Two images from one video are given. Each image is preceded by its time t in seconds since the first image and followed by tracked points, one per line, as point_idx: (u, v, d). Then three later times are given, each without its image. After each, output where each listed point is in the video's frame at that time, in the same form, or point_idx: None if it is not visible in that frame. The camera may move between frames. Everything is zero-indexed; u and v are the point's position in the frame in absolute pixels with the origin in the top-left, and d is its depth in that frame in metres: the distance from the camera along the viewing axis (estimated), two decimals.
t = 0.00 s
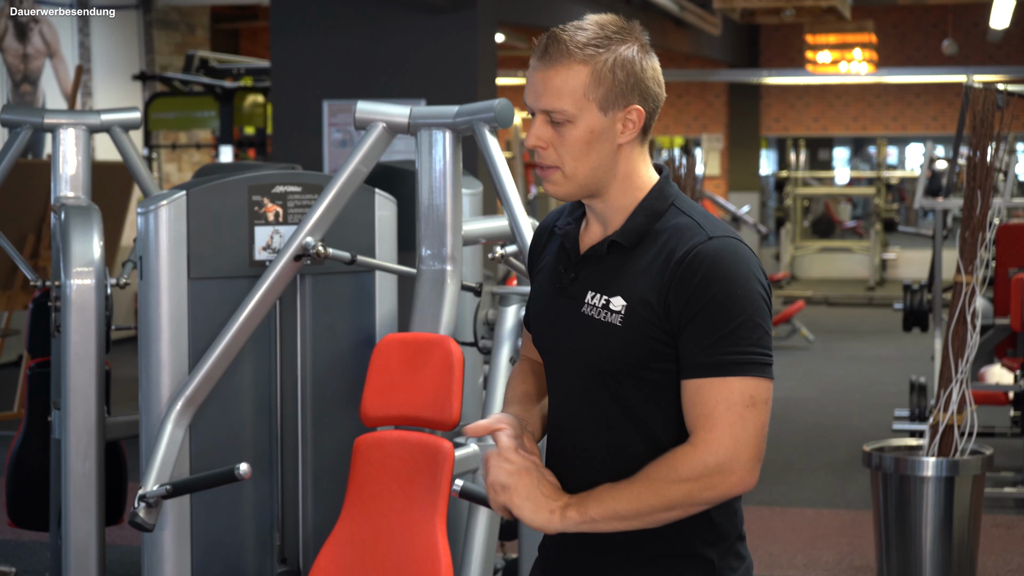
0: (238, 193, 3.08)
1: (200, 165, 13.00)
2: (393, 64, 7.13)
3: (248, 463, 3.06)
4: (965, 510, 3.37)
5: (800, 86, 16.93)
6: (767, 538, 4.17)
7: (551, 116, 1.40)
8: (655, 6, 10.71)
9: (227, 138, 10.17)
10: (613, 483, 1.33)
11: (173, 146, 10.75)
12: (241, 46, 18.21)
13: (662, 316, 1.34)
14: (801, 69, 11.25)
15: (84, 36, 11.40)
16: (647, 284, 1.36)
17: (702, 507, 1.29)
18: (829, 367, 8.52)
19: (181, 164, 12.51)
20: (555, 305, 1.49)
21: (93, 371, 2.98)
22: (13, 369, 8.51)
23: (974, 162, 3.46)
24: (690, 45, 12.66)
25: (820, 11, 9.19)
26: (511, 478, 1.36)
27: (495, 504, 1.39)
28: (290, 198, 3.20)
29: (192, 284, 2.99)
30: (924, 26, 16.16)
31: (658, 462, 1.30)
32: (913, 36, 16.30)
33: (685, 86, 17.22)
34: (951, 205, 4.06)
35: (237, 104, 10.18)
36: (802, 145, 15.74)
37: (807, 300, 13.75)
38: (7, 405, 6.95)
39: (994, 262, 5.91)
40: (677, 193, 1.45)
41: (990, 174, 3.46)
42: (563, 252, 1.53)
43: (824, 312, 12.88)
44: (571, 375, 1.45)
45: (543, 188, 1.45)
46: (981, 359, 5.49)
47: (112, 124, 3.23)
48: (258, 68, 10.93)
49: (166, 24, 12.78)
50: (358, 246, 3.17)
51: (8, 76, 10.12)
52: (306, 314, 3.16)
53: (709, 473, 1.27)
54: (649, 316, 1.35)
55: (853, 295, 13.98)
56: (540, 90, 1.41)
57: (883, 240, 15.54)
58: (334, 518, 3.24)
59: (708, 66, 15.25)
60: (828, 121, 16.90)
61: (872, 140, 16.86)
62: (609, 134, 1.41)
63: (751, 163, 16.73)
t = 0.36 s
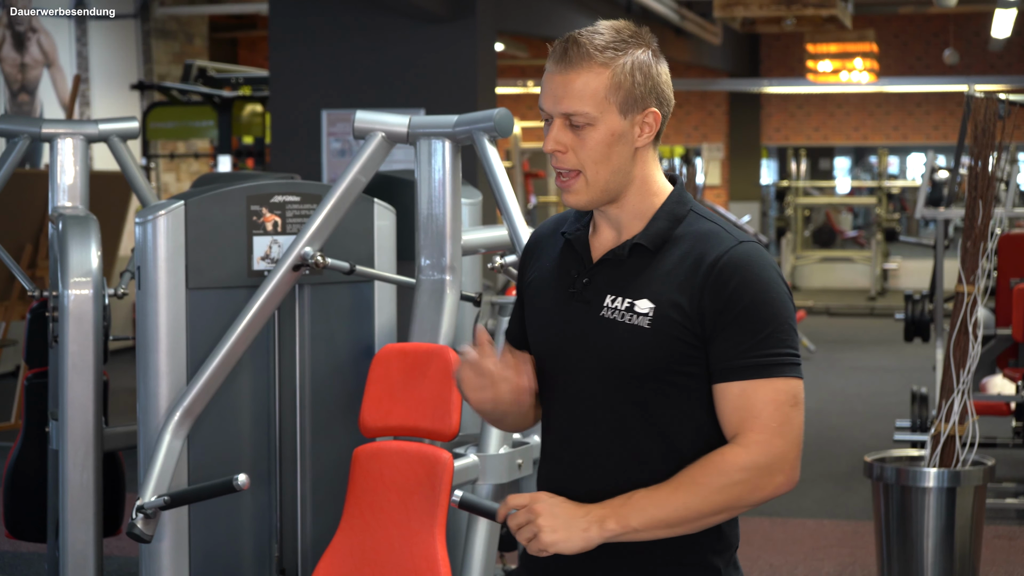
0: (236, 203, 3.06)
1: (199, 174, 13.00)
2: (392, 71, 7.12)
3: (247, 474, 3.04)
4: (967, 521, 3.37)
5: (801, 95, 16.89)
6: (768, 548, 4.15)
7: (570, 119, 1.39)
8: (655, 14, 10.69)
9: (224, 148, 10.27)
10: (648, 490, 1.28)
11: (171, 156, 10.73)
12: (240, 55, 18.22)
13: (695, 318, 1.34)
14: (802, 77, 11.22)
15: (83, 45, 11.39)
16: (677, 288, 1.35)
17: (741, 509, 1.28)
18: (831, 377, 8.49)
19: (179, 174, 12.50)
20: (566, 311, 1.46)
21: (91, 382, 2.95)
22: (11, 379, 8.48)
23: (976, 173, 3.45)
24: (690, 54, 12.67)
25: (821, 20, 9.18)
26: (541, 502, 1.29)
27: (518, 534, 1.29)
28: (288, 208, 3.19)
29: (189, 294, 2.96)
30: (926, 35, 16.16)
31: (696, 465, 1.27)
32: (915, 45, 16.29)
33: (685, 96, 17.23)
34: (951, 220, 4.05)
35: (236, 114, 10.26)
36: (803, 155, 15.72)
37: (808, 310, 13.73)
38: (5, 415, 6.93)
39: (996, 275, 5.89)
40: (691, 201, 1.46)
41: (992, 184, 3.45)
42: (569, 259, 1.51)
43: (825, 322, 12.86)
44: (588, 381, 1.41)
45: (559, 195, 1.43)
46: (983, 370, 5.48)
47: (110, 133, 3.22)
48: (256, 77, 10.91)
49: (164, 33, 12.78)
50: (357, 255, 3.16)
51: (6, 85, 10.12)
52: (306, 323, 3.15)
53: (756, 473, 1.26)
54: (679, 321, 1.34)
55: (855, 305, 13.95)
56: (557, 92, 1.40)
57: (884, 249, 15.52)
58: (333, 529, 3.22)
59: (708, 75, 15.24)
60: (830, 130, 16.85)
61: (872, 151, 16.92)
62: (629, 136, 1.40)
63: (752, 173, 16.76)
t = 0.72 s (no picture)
0: (234, 205, 3.06)
1: (196, 176, 12.99)
2: (392, 73, 7.11)
3: (244, 476, 3.03)
4: (965, 522, 3.37)
5: (798, 97, 16.90)
6: (765, 550, 4.15)
7: (566, 115, 1.36)
8: (653, 16, 10.70)
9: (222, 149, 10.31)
10: (667, 480, 1.29)
11: (169, 157, 10.72)
12: (238, 56, 18.24)
13: (701, 316, 1.33)
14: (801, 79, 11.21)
15: (81, 47, 11.40)
16: (680, 287, 1.34)
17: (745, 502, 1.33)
18: (829, 379, 8.48)
19: (176, 175, 12.50)
20: (551, 317, 1.37)
21: (88, 384, 2.94)
22: (8, 380, 8.47)
23: (974, 175, 3.45)
24: (688, 56, 12.70)
25: (819, 22, 9.18)
26: (570, 495, 1.25)
27: (546, 531, 1.25)
28: (286, 210, 3.18)
29: (186, 296, 2.95)
30: (923, 37, 16.17)
31: (711, 456, 1.31)
32: (913, 47, 16.29)
33: (683, 97, 17.24)
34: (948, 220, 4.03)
35: (234, 116, 10.28)
36: (800, 157, 15.73)
37: (806, 312, 13.74)
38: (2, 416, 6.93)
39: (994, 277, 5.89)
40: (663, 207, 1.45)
41: (989, 186, 3.46)
42: (545, 261, 1.41)
43: (823, 324, 12.86)
44: (581, 387, 1.34)
45: (544, 193, 1.39)
46: (981, 371, 5.49)
47: (107, 135, 3.21)
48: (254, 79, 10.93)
49: (162, 35, 12.78)
50: (354, 257, 3.15)
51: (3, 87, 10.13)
52: (304, 325, 3.14)
53: (768, 462, 1.31)
54: (686, 319, 1.32)
55: (853, 307, 13.94)
56: (556, 88, 1.37)
57: (882, 251, 15.53)
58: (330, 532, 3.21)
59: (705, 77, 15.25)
60: (828, 132, 16.83)
61: (870, 153, 16.99)
62: (621, 138, 1.39)
63: (751, 175, 16.79)
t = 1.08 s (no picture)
0: (232, 203, 3.06)
1: (195, 175, 12.98)
2: (390, 72, 7.12)
3: (243, 474, 3.02)
4: (963, 520, 3.37)
5: (797, 96, 16.90)
6: (764, 548, 4.16)
7: (523, 105, 1.44)
8: (651, 15, 10.71)
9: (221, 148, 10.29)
10: (622, 469, 1.43)
11: (168, 156, 10.71)
12: (237, 55, 18.26)
13: (645, 313, 1.47)
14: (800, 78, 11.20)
15: (79, 45, 11.39)
16: (628, 287, 1.46)
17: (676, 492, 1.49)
18: (827, 377, 8.49)
19: (175, 173, 12.50)
20: (503, 310, 1.44)
21: (86, 383, 2.93)
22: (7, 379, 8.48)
23: (972, 173, 3.46)
24: (687, 55, 12.71)
25: (817, 20, 9.18)
26: (544, 485, 1.36)
27: (521, 518, 1.35)
28: (285, 208, 3.18)
29: (186, 294, 2.95)
30: (922, 36, 16.17)
31: (655, 447, 1.46)
32: (911, 46, 16.30)
33: (681, 96, 17.23)
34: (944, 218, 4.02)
35: (232, 115, 10.24)
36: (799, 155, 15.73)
37: (804, 310, 13.75)
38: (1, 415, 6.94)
39: (993, 275, 5.89)
40: (595, 206, 1.56)
41: (987, 184, 3.46)
42: (486, 255, 1.48)
43: (821, 322, 12.86)
44: (538, 381, 1.43)
45: (499, 182, 1.45)
46: (979, 369, 5.50)
47: (106, 133, 3.20)
48: (252, 77, 10.89)
49: (161, 33, 12.77)
50: (352, 256, 3.16)
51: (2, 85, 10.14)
52: (302, 323, 3.15)
53: (700, 451, 1.49)
54: (636, 316, 1.46)
55: (851, 305, 13.94)
56: (513, 79, 1.44)
57: (881, 249, 15.54)
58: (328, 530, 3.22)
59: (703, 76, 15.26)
60: (826, 130, 16.82)
61: (869, 152, 16.89)
62: (569, 128, 1.48)
63: (750, 173, 16.83)
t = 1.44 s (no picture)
0: (232, 201, 3.06)
1: (195, 173, 12.97)
2: (390, 70, 7.12)
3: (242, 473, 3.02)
4: (962, 518, 3.38)
5: (797, 94, 16.91)
6: (763, 546, 4.16)
7: (494, 105, 1.46)
8: (651, 13, 10.71)
9: (220, 147, 10.11)
10: (599, 467, 1.47)
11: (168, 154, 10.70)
12: (237, 53, 18.26)
13: (614, 313, 1.53)
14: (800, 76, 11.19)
15: (78, 43, 11.38)
16: (597, 289, 1.51)
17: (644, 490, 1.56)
18: (827, 376, 8.50)
19: (175, 171, 12.50)
20: (479, 314, 1.46)
21: (86, 380, 2.94)
22: (7, 377, 8.49)
23: (972, 171, 3.47)
24: (687, 53, 12.71)
25: (817, 19, 9.17)
26: (533, 488, 1.37)
27: (511, 522, 1.35)
28: (284, 207, 3.17)
29: (186, 293, 2.95)
30: (922, 34, 16.17)
31: (625, 446, 1.52)
32: (911, 44, 16.30)
33: (681, 94, 17.22)
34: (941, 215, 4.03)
35: (232, 112, 10.15)
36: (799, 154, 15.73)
37: (804, 309, 13.75)
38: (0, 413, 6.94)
39: (993, 272, 5.89)
40: (553, 209, 1.60)
41: (987, 183, 3.47)
42: (457, 258, 1.49)
43: (821, 320, 12.87)
44: (517, 384, 1.45)
45: (472, 181, 1.47)
46: (979, 367, 5.50)
47: (105, 131, 3.21)
48: (252, 75, 10.86)
49: (160, 32, 12.76)
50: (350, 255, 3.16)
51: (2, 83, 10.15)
52: (301, 322, 3.15)
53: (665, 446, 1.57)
54: (607, 316, 1.51)
55: (851, 304, 13.94)
56: (484, 80, 1.46)
57: (880, 248, 15.54)
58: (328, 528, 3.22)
59: (703, 74, 15.26)
60: (825, 129, 16.83)
61: (868, 150, 16.85)
62: (536, 130, 1.51)
63: (750, 171, 16.82)
